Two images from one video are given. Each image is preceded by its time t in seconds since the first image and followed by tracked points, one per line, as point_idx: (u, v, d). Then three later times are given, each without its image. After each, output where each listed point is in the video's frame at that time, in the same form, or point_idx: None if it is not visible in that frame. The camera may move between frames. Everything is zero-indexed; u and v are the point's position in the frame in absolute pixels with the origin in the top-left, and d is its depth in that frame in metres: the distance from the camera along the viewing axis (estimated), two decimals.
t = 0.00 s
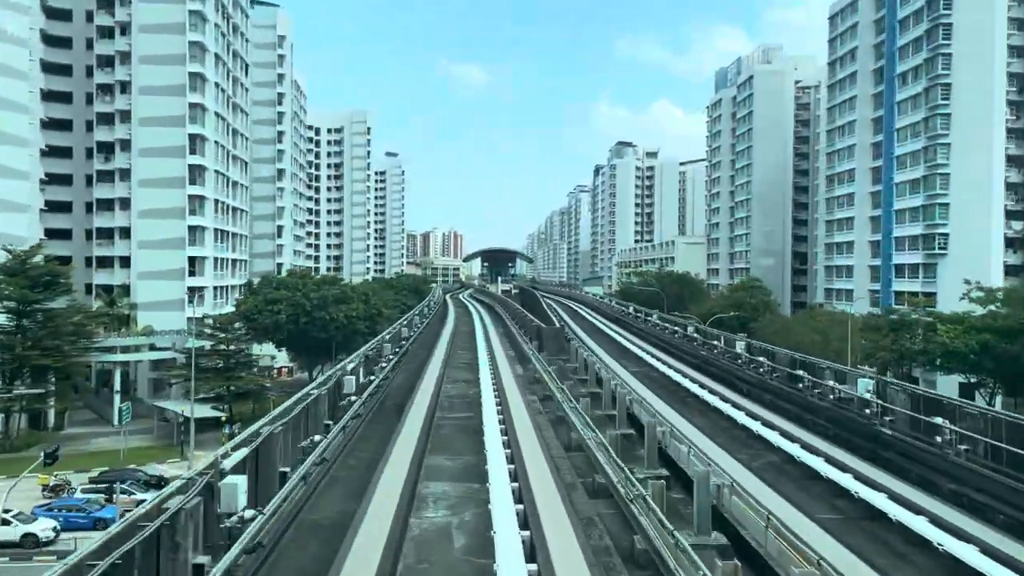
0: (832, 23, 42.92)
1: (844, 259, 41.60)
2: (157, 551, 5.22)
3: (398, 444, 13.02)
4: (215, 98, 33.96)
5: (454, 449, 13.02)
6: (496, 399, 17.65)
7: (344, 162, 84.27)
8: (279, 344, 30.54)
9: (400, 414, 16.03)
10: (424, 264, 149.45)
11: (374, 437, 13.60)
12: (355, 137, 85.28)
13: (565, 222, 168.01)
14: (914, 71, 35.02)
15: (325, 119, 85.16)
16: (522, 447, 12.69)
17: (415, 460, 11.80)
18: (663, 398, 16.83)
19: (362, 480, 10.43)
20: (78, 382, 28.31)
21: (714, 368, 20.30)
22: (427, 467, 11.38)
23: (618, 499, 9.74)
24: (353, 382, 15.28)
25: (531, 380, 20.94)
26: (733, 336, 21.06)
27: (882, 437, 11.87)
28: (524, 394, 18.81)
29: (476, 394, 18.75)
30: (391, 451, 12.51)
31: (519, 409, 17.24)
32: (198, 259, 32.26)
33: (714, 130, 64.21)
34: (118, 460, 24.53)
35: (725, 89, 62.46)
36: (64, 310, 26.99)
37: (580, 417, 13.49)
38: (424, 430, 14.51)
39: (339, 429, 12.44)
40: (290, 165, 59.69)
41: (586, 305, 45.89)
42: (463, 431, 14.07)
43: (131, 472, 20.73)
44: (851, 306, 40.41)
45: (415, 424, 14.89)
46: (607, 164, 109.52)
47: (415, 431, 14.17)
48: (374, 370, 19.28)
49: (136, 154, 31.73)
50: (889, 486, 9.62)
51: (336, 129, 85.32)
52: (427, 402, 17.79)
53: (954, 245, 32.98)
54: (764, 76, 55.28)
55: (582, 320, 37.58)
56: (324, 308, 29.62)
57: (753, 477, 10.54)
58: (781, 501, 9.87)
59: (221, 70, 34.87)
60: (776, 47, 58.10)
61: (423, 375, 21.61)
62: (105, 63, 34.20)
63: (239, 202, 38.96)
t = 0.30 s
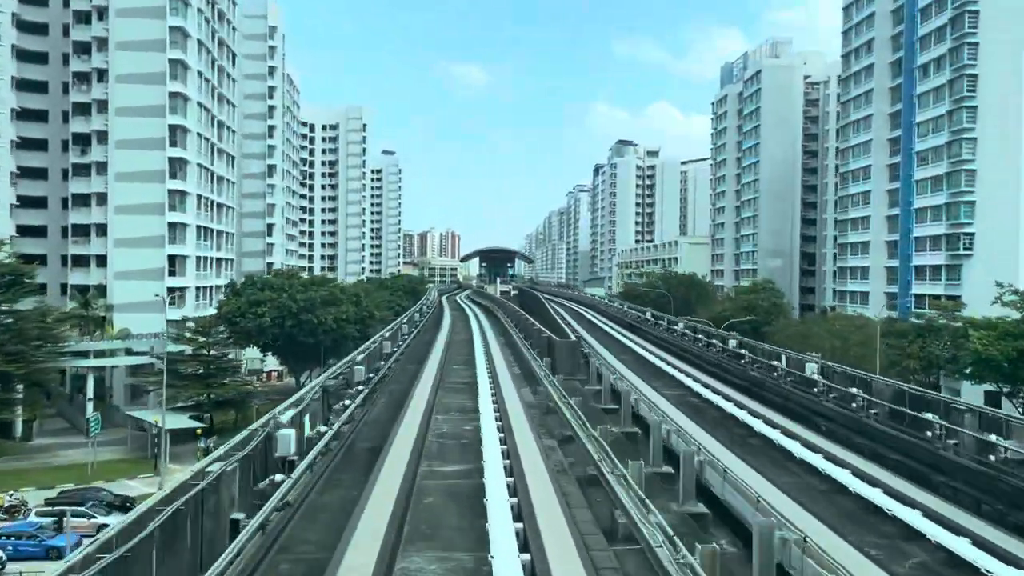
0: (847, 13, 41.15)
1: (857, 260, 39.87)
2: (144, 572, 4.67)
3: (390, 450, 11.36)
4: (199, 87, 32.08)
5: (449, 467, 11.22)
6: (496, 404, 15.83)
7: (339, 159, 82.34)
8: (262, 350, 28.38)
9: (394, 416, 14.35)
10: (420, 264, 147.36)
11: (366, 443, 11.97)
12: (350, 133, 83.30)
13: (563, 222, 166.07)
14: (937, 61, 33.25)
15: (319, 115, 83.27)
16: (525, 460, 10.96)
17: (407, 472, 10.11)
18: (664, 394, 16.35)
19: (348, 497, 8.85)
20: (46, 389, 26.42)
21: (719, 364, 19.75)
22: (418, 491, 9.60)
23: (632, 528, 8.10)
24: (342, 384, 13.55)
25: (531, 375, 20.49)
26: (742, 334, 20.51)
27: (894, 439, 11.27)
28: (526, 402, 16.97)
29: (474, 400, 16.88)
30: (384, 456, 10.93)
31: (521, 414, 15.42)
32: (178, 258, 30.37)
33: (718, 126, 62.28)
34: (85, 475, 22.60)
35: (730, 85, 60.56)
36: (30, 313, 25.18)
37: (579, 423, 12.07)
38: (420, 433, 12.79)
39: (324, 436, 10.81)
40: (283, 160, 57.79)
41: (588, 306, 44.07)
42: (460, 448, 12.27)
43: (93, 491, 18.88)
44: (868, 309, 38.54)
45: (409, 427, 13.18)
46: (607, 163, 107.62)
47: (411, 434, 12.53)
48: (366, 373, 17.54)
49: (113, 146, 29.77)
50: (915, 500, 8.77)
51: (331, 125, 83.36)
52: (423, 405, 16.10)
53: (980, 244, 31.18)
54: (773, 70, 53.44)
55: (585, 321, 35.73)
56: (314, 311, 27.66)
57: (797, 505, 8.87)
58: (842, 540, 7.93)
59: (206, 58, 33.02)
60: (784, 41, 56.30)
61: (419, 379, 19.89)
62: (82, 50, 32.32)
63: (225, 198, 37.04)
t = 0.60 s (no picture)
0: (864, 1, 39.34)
1: (873, 260, 38.12)
2: None
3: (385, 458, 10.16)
4: (181, 74, 30.27)
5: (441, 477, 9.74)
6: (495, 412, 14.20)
7: (335, 154, 80.46)
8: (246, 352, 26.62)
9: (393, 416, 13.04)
10: (418, 262, 145.35)
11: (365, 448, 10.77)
12: (346, 128, 81.39)
13: (563, 220, 163.99)
14: (962, 50, 31.47)
15: (314, 109, 81.36)
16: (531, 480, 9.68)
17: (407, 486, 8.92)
18: (675, 397, 16.04)
19: (343, 507, 7.89)
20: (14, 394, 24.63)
21: (742, 371, 18.88)
22: (407, 519, 8.01)
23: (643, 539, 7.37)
24: (335, 390, 12.09)
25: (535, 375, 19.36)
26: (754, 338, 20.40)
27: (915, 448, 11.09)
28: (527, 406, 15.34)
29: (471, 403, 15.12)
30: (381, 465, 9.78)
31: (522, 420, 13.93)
32: (157, 254, 28.54)
33: (725, 121, 60.45)
34: (48, 492, 20.62)
35: (737, 78, 58.72)
36: None
37: (583, 431, 10.91)
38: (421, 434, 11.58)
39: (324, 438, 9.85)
40: (276, 154, 55.91)
41: (592, 306, 42.30)
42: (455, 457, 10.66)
43: (52, 511, 17.12)
44: (885, 311, 36.78)
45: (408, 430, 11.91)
46: (608, 161, 105.67)
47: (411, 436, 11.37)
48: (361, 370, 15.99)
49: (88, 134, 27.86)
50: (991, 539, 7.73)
51: (327, 120, 81.45)
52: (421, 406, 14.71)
53: (1009, 243, 29.45)
54: (783, 63, 51.60)
55: (590, 321, 33.92)
56: (301, 311, 25.83)
57: (865, 550, 7.48)
58: None
59: (189, 43, 31.18)
60: (794, 33, 54.47)
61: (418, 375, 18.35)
62: (58, 35, 30.50)
63: (211, 191, 35.21)
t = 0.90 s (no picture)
0: None
1: (894, 258, 36.17)
2: None
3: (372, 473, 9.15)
4: (161, 57, 28.33)
5: (426, 505, 8.20)
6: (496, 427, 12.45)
7: (331, 148, 78.51)
8: (227, 356, 24.64)
9: (380, 436, 11.48)
10: (416, 259, 143.34)
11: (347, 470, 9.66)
12: (342, 122, 79.40)
13: (563, 217, 162.03)
14: (994, 35, 29.54)
15: (309, 102, 79.33)
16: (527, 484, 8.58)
17: (390, 501, 7.87)
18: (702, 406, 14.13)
19: (310, 557, 6.32)
20: None
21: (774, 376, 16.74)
22: None
23: None
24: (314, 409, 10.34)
25: (541, 383, 17.76)
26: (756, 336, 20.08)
27: (956, 464, 9.89)
28: (532, 418, 13.66)
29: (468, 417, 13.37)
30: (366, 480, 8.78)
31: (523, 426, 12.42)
32: (132, 249, 26.56)
33: (733, 115, 58.53)
34: (3, 509, 18.70)
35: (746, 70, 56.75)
36: None
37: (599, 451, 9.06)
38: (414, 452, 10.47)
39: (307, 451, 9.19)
40: (268, 146, 53.92)
41: (596, 305, 40.42)
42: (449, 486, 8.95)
43: None
44: (906, 312, 34.94)
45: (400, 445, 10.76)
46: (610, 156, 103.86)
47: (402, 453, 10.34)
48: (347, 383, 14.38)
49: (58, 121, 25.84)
50: None
51: (322, 113, 79.44)
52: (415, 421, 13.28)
53: None
54: (794, 53, 49.62)
55: (595, 321, 31.98)
56: (286, 311, 23.87)
57: None
58: None
59: (169, 23, 29.20)
60: (806, 23, 52.48)
61: (414, 385, 16.93)
62: (31, 15, 28.58)
63: (194, 182, 33.26)
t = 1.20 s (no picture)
0: None
1: (917, 256, 34.38)
2: None
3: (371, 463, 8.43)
4: (141, 39, 26.53)
5: (424, 516, 6.84)
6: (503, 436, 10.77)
7: (328, 143, 76.67)
8: (208, 358, 22.82)
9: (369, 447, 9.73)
10: (416, 257, 141.39)
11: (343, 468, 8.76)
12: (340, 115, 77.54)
13: (565, 214, 160.13)
14: None
15: (306, 95, 77.48)
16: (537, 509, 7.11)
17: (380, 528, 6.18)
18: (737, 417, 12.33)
19: None
20: None
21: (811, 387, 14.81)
22: None
23: None
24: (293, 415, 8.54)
25: (544, 389, 16.46)
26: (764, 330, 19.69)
27: None
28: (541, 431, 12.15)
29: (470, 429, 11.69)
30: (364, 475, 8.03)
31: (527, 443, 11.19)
32: (108, 244, 24.76)
33: (742, 109, 56.69)
34: None
35: (756, 62, 54.91)
36: None
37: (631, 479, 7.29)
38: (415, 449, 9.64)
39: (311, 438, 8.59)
40: (263, 139, 52.08)
41: (603, 304, 38.63)
42: (451, 503, 7.35)
43: None
44: (931, 313, 33.11)
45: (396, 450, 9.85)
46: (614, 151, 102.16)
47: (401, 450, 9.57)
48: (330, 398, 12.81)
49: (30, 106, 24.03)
50: None
51: (320, 106, 77.60)
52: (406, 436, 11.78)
53: None
54: (807, 43, 47.73)
55: (600, 320, 30.24)
56: (272, 310, 22.07)
57: None
58: None
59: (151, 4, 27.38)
60: (819, 12, 50.63)
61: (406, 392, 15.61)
62: None
63: (179, 174, 31.45)
